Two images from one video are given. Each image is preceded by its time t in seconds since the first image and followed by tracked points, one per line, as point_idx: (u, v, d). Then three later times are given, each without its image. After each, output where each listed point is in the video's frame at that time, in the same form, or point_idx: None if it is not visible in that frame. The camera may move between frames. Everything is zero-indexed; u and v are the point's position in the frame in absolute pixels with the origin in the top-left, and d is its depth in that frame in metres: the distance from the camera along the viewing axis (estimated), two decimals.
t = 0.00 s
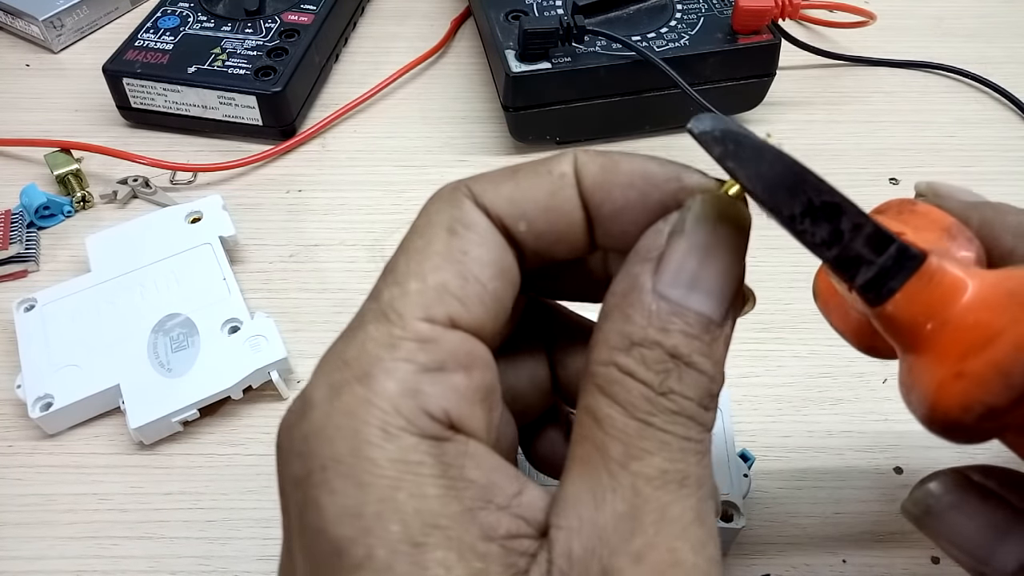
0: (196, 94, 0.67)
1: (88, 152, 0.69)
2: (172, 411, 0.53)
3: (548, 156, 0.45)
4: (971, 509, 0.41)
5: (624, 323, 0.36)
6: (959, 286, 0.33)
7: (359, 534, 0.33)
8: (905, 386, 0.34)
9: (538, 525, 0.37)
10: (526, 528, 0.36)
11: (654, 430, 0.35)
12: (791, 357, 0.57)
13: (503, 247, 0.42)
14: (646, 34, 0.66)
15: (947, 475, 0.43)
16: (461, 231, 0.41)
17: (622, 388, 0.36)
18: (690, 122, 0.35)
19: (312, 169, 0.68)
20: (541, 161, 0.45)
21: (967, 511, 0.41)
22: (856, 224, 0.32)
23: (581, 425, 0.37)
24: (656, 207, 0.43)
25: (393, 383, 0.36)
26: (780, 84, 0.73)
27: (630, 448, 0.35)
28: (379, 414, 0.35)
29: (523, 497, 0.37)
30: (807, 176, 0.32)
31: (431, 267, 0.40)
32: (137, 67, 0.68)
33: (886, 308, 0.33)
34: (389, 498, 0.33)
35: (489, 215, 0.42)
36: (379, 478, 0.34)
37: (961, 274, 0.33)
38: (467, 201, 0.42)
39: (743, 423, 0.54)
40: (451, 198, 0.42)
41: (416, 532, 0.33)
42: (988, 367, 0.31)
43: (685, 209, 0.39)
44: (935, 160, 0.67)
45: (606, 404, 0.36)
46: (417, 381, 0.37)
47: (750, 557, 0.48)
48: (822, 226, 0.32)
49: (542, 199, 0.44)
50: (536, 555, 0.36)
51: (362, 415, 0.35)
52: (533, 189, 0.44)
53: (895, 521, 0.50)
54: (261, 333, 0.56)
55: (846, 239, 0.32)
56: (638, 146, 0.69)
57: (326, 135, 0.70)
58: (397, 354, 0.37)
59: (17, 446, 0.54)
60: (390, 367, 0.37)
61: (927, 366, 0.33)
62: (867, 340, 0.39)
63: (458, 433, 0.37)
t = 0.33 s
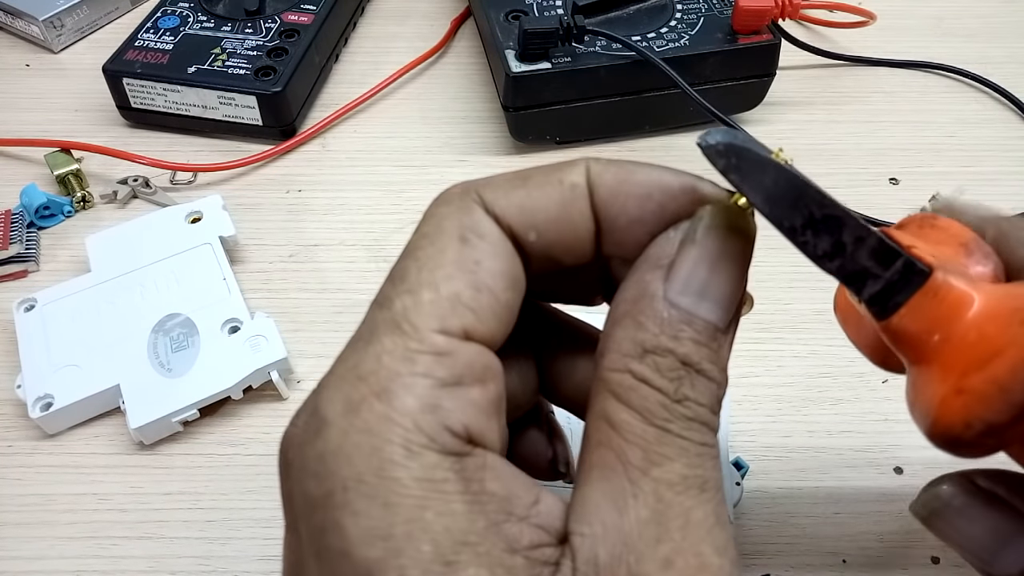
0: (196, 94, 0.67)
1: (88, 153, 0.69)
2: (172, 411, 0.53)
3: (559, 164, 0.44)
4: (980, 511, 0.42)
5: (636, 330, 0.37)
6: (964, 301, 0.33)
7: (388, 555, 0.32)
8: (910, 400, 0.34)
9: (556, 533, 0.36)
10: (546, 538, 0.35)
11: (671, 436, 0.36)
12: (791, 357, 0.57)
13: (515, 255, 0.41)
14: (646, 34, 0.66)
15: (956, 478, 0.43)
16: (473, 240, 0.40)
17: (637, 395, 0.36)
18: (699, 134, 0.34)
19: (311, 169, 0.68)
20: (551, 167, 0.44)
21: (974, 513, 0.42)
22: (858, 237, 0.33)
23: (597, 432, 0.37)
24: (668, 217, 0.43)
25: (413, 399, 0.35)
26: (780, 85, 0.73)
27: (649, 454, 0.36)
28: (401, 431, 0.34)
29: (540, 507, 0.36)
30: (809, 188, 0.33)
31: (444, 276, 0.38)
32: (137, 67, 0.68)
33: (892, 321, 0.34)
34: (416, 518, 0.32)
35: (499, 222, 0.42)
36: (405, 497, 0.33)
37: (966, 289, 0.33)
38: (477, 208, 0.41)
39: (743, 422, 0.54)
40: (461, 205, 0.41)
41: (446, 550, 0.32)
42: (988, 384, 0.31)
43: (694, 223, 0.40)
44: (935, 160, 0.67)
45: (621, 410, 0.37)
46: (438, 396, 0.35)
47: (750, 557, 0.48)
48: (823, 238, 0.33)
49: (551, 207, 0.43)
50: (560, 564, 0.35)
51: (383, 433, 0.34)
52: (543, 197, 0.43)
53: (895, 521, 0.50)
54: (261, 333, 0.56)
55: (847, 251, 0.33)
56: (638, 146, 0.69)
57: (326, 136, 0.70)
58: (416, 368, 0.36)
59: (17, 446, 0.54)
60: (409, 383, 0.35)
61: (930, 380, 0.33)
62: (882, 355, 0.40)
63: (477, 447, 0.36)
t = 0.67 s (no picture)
0: (196, 94, 0.67)
1: (88, 152, 0.69)
2: (171, 411, 0.53)
3: (572, 166, 0.44)
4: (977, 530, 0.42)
5: (656, 344, 0.37)
6: (981, 318, 0.34)
7: None
8: (923, 415, 0.35)
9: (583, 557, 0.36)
10: (574, 562, 0.35)
11: (696, 455, 0.37)
12: (791, 357, 0.57)
13: (533, 262, 0.40)
14: (646, 34, 0.66)
15: (957, 495, 0.44)
16: (493, 247, 0.39)
17: (661, 412, 0.37)
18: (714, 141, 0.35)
19: (311, 169, 0.68)
20: (564, 170, 0.43)
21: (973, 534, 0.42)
22: (874, 241, 0.32)
23: (622, 452, 0.37)
24: (681, 225, 0.43)
25: (445, 422, 0.34)
26: (781, 84, 0.73)
27: (677, 476, 0.36)
28: (437, 458, 0.33)
29: (569, 529, 0.36)
30: (827, 193, 0.32)
31: (466, 287, 0.37)
32: (137, 67, 0.68)
33: (908, 335, 0.35)
34: (456, 550, 0.32)
35: (516, 226, 0.41)
36: (444, 528, 0.32)
37: (982, 306, 0.34)
38: (495, 213, 0.40)
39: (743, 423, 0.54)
40: (477, 210, 0.40)
41: None
42: (1010, 400, 0.32)
43: (709, 232, 0.39)
44: (935, 160, 0.67)
45: (646, 429, 0.37)
46: (470, 417, 0.35)
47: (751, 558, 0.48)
48: (840, 244, 0.32)
49: (567, 211, 0.43)
50: None
51: (419, 461, 0.33)
52: (560, 201, 0.43)
53: (895, 521, 0.50)
54: (261, 333, 0.56)
55: (864, 259, 0.32)
56: (638, 146, 0.69)
57: (326, 135, 0.70)
58: (447, 389, 0.35)
59: (17, 446, 0.54)
60: (441, 405, 0.34)
61: (948, 395, 0.34)
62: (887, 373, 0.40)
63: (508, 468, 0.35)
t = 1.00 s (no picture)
0: (196, 94, 0.67)
1: (88, 152, 0.69)
2: (171, 411, 0.53)
3: (571, 163, 0.44)
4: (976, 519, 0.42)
5: (656, 343, 0.37)
6: (979, 315, 0.34)
7: None
8: (918, 409, 0.36)
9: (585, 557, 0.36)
10: (576, 562, 0.35)
11: (698, 454, 0.37)
12: (791, 357, 0.57)
13: (534, 259, 0.40)
14: (646, 34, 0.66)
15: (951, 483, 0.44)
16: (494, 244, 0.39)
17: (663, 411, 0.37)
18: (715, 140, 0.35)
19: (311, 169, 0.68)
20: (564, 167, 0.43)
21: (967, 518, 0.43)
22: (870, 241, 0.32)
23: (624, 452, 0.37)
24: (681, 222, 0.43)
25: (448, 421, 0.34)
26: (781, 84, 0.73)
27: (679, 476, 0.36)
28: (440, 458, 0.33)
29: (570, 529, 0.36)
30: (824, 193, 0.32)
31: (468, 285, 0.37)
32: (137, 67, 0.68)
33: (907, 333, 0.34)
34: (458, 549, 0.32)
35: (517, 224, 0.41)
36: (447, 527, 0.32)
37: (980, 303, 0.34)
38: (495, 210, 0.40)
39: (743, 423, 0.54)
40: (477, 207, 0.40)
41: None
42: (1007, 399, 0.33)
43: (708, 229, 0.39)
44: (935, 161, 0.67)
45: (648, 429, 0.36)
46: (473, 417, 0.34)
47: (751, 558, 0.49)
48: (836, 243, 0.32)
49: (567, 208, 0.43)
50: None
51: (422, 461, 0.33)
52: (560, 198, 0.43)
53: (895, 520, 0.50)
54: (261, 333, 0.56)
55: (861, 259, 0.32)
56: (638, 146, 0.69)
57: (326, 135, 0.70)
58: (450, 388, 0.35)
59: (17, 447, 0.54)
60: (444, 404, 0.34)
61: (943, 392, 0.34)
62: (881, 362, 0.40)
63: (511, 467, 0.35)
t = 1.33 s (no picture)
0: (195, 94, 0.67)
1: (88, 152, 0.69)
2: (171, 411, 0.53)
3: (573, 162, 0.44)
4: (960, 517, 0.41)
5: (661, 342, 0.37)
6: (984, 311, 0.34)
7: None
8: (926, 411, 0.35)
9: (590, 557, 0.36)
10: (581, 563, 0.35)
11: (703, 455, 0.37)
12: (791, 357, 0.57)
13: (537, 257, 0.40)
14: (646, 34, 0.66)
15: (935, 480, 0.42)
16: (498, 243, 0.39)
17: (668, 412, 0.37)
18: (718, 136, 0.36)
19: (311, 169, 0.68)
20: (567, 165, 0.43)
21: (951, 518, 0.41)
22: (875, 235, 0.32)
23: (628, 453, 0.37)
24: (684, 222, 0.43)
25: (453, 419, 0.34)
26: (781, 84, 0.73)
27: (684, 477, 0.36)
28: (446, 457, 0.33)
29: (575, 530, 0.36)
30: (828, 185, 0.33)
31: (472, 284, 0.37)
32: (137, 67, 0.68)
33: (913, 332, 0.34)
34: (464, 547, 0.32)
35: (521, 223, 0.41)
36: (452, 526, 0.32)
37: (981, 305, 0.34)
38: (499, 209, 0.40)
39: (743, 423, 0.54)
40: (481, 205, 0.40)
41: None
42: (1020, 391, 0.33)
43: (711, 228, 0.39)
44: (935, 161, 0.67)
45: (653, 430, 0.37)
46: (478, 415, 0.34)
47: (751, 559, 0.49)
48: (842, 236, 0.32)
49: (571, 206, 0.43)
50: None
51: (427, 459, 0.33)
52: (563, 197, 0.43)
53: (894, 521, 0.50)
54: (261, 333, 0.56)
55: (867, 252, 0.32)
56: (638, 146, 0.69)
57: (326, 135, 0.70)
58: (455, 386, 0.35)
59: (17, 446, 0.54)
60: (450, 403, 0.34)
61: (953, 389, 0.34)
62: (877, 378, 0.39)
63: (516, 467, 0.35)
